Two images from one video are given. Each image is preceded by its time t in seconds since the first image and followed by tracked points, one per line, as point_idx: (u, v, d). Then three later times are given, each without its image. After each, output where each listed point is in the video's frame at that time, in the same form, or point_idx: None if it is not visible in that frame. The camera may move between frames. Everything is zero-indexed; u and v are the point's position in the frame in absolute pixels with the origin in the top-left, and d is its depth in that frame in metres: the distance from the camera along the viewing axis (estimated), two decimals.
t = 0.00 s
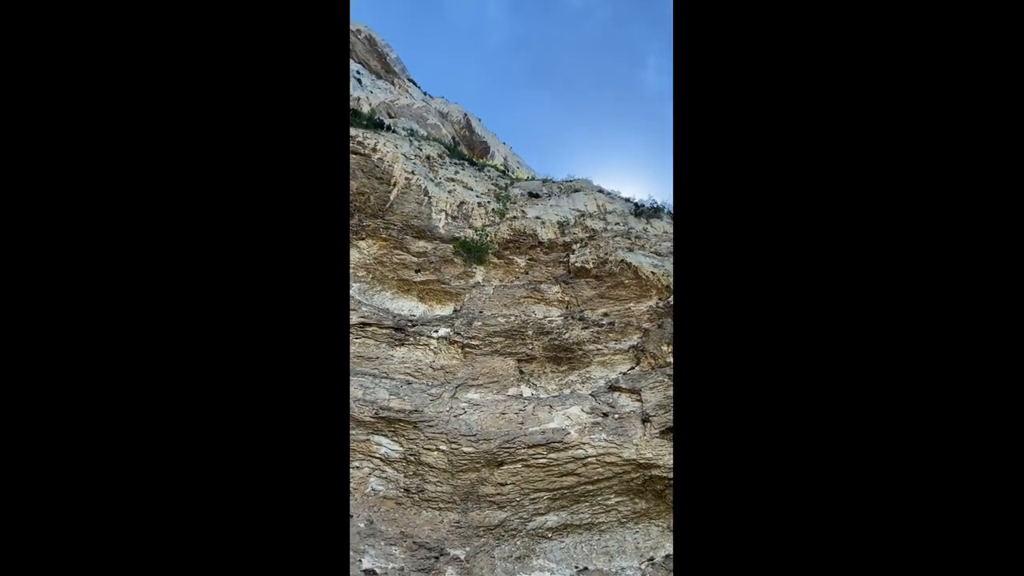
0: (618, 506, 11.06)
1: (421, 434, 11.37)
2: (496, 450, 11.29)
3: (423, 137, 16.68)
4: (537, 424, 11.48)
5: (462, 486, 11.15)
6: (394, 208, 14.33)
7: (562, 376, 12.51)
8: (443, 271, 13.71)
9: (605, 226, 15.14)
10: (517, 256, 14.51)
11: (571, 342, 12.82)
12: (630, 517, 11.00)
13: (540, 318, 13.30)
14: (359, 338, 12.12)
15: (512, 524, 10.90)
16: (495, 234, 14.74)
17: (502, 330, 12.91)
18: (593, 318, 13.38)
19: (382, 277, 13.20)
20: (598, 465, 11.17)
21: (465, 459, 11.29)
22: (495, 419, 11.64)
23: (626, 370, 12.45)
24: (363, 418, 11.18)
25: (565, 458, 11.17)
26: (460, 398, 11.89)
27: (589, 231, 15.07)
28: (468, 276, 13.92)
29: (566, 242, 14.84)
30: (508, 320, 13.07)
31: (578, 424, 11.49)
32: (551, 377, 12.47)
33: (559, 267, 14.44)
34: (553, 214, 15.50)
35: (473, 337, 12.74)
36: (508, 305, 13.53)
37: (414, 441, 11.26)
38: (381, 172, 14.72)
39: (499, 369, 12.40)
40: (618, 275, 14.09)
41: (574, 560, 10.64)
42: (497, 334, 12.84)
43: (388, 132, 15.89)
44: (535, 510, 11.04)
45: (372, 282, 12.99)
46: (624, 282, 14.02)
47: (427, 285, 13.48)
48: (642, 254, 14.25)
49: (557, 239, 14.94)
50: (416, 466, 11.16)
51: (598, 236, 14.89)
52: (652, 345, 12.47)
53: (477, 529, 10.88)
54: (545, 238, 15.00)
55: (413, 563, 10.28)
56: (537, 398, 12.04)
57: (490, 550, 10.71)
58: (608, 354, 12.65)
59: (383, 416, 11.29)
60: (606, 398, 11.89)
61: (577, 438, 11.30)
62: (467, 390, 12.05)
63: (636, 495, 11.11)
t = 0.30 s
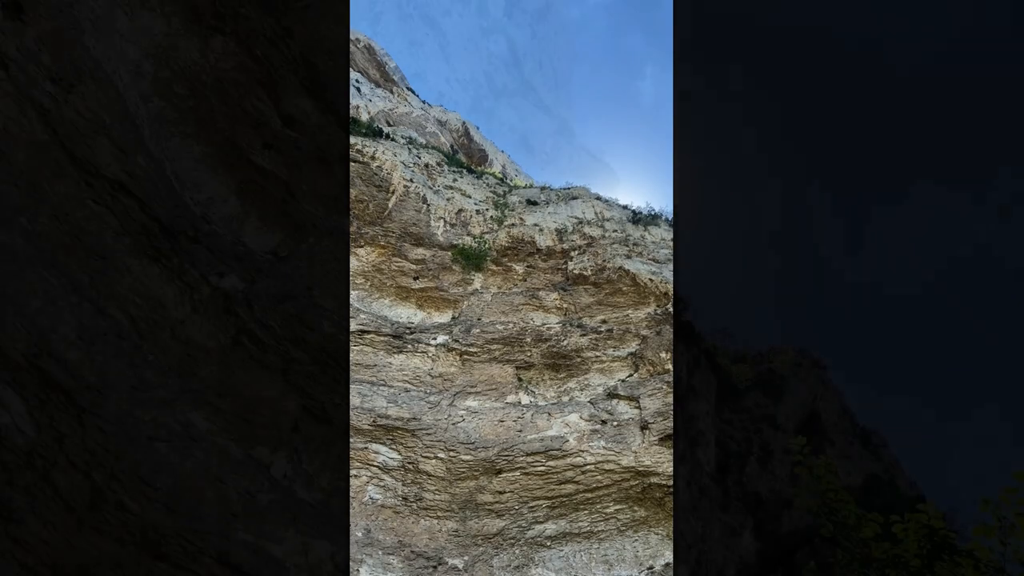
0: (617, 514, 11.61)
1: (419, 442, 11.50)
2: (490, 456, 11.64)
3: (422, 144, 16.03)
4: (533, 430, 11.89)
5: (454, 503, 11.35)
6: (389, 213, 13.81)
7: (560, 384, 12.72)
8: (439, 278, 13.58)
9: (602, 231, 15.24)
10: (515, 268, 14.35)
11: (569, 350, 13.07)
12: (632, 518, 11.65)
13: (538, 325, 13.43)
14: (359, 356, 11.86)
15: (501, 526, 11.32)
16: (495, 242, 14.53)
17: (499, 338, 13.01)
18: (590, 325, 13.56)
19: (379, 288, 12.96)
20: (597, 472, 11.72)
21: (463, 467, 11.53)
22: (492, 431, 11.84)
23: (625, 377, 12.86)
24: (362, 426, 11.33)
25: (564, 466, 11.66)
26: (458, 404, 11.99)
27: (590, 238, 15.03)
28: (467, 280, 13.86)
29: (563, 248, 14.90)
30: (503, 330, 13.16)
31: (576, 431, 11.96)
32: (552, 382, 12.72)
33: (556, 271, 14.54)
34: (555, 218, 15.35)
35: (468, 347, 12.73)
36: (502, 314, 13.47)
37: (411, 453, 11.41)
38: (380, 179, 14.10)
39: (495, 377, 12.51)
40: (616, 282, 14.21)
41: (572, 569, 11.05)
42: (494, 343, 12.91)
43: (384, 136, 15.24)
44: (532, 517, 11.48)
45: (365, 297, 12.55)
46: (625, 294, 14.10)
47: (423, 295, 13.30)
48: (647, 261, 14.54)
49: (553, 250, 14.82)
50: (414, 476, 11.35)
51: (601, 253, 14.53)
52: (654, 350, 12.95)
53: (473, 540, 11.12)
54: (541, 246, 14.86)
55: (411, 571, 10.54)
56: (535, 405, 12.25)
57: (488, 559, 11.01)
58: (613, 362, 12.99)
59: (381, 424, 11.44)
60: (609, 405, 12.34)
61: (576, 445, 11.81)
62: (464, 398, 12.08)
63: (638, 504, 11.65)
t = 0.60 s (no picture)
0: (616, 520, 12.15)
1: (417, 448, 11.50)
2: (490, 457, 11.83)
3: (421, 148, 14.94)
4: (529, 433, 12.29)
5: (454, 509, 11.36)
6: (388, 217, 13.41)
7: (559, 389, 13.01)
8: (437, 285, 13.31)
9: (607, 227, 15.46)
10: (520, 264, 14.28)
11: (563, 355, 13.33)
12: (634, 521, 12.27)
13: (538, 330, 13.46)
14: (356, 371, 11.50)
15: (500, 533, 11.42)
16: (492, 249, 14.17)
17: (502, 342, 13.11)
18: (589, 330, 13.91)
19: (375, 301, 12.52)
20: (595, 477, 12.31)
21: (462, 472, 11.59)
22: (490, 433, 12.04)
23: (624, 381, 13.61)
24: (360, 432, 11.20)
25: (564, 472, 12.16)
26: (458, 410, 12.09)
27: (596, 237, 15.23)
28: (467, 286, 13.62)
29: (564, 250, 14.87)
30: (501, 330, 13.25)
31: (575, 437, 12.48)
32: (552, 391, 12.91)
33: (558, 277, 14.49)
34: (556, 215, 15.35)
35: (467, 355, 12.73)
36: (502, 322, 13.33)
37: (411, 456, 11.44)
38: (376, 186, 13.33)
39: (493, 384, 12.59)
40: (614, 287, 14.56)
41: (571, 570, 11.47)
42: (495, 347, 13.02)
43: (384, 135, 14.36)
44: (534, 523, 11.67)
45: (361, 311, 12.13)
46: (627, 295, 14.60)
47: (419, 306, 13.00)
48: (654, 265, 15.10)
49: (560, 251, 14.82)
50: (414, 480, 11.30)
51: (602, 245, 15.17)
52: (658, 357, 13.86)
53: (472, 546, 11.19)
54: (541, 253, 14.61)
55: None
56: (535, 411, 12.57)
57: (488, 566, 11.10)
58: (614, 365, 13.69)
59: (379, 430, 11.37)
60: (610, 409, 13.14)
61: (575, 451, 12.36)
62: (462, 404, 12.14)
63: (643, 507, 12.45)
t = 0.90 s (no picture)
0: (614, 522, 12.39)
1: (417, 451, 11.06)
2: (488, 457, 11.62)
3: (421, 150, 14.42)
4: (529, 433, 12.16)
5: (455, 511, 11.08)
6: (386, 218, 12.71)
7: (560, 390, 12.85)
8: (436, 288, 12.64)
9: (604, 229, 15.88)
10: (519, 260, 14.08)
11: (562, 355, 13.25)
12: (634, 522, 12.66)
13: (538, 331, 13.25)
14: (353, 379, 10.84)
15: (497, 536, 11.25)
16: (491, 251, 13.84)
17: (504, 344, 12.73)
18: (589, 331, 14.03)
19: (372, 309, 11.57)
20: (594, 481, 12.44)
21: (463, 474, 11.32)
22: (491, 435, 11.81)
23: (624, 383, 14.00)
24: (358, 434, 10.62)
25: (562, 474, 12.14)
26: (459, 411, 11.70)
27: (594, 238, 15.55)
28: (471, 287, 13.08)
29: (561, 249, 14.72)
30: (504, 331, 12.87)
31: (573, 439, 12.50)
32: (552, 388, 12.81)
33: (558, 278, 14.32)
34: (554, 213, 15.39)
35: (467, 356, 12.25)
36: (503, 323, 12.95)
37: (411, 457, 10.99)
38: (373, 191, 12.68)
39: (493, 387, 12.24)
40: (612, 288, 14.90)
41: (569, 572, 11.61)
42: (496, 348, 12.60)
43: (379, 134, 13.57)
44: (534, 525, 11.63)
45: (358, 317, 11.31)
46: (626, 295, 14.99)
47: (416, 311, 12.17)
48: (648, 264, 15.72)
49: (562, 250, 14.71)
50: (413, 481, 10.91)
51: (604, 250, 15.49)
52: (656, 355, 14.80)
53: (471, 548, 11.01)
54: (539, 256, 14.35)
55: None
56: (535, 415, 12.35)
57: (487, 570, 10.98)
58: (614, 367, 13.98)
59: (378, 432, 10.81)
60: (608, 411, 13.32)
61: (575, 454, 12.40)
62: (463, 407, 11.77)
63: (643, 508, 12.98)
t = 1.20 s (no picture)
0: (616, 522, 12.09)
1: (417, 455, 10.73)
2: (486, 460, 11.35)
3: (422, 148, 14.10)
4: (528, 436, 12.08)
5: (454, 514, 10.73)
6: (384, 221, 12.62)
7: (558, 391, 12.69)
8: (432, 293, 12.69)
9: (606, 242, 17.46)
10: (518, 265, 14.29)
11: (560, 358, 13.07)
12: (633, 525, 12.39)
13: (537, 333, 13.20)
14: (351, 384, 10.58)
15: (496, 539, 10.76)
16: (494, 257, 14.03)
17: (501, 347, 12.69)
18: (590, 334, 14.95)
19: (371, 314, 11.52)
20: (596, 485, 12.26)
21: (462, 478, 11.06)
22: (489, 439, 11.61)
23: (622, 384, 15.11)
24: (354, 436, 10.29)
25: (563, 476, 11.84)
26: (457, 416, 11.49)
27: (591, 244, 17.01)
28: (475, 293, 13.38)
29: (557, 255, 15.48)
30: (501, 334, 12.78)
31: (572, 442, 12.41)
32: (553, 391, 12.68)
33: (556, 279, 15.17)
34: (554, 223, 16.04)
35: (464, 361, 12.24)
36: (500, 327, 12.86)
37: (408, 460, 10.63)
38: (370, 195, 12.46)
39: (491, 390, 12.19)
40: (610, 294, 16.63)
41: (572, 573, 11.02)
42: (494, 352, 12.59)
43: (376, 139, 13.09)
44: (533, 528, 11.12)
45: (356, 323, 11.19)
46: (623, 299, 16.97)
47: (415, 316, 12.12)
48: (644, 272, 18.08)
49: (559, 256, 15.56)
50: (411, 485, 10.55)
51: (603, 254, 17.21)
52: (652, 357, 17.09)
53: (470, 553, 10.52)
54: (538, 260, 14.95)
55: None
56: (533, 418, 12.32)
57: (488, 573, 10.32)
58: (613, 370, 15.11)
59: (375, 432, 10.45)
60: (607, 414, 13.69)
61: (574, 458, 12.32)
62: (462, 411, 11.60)
63: (642, 512, 12.93)
